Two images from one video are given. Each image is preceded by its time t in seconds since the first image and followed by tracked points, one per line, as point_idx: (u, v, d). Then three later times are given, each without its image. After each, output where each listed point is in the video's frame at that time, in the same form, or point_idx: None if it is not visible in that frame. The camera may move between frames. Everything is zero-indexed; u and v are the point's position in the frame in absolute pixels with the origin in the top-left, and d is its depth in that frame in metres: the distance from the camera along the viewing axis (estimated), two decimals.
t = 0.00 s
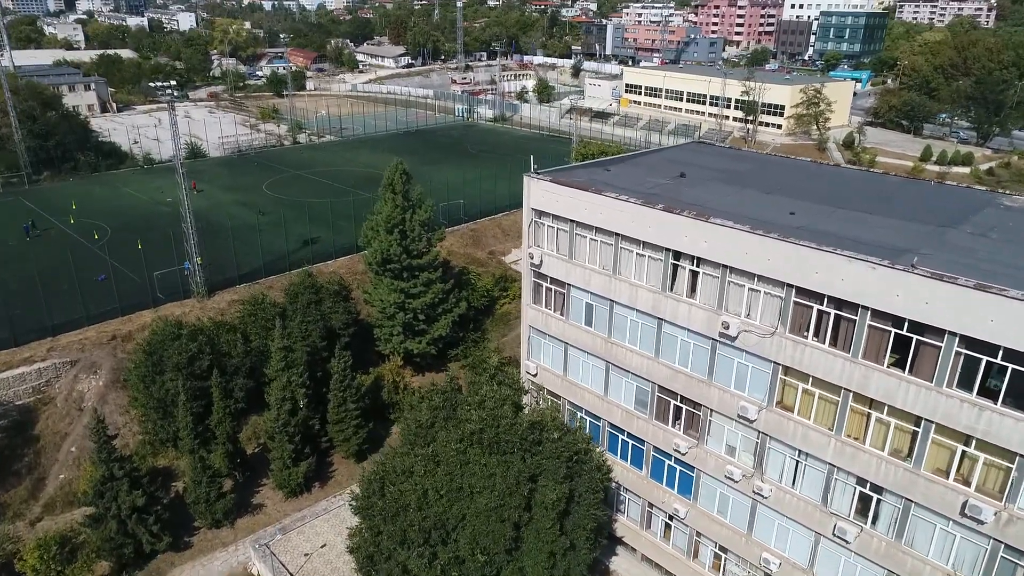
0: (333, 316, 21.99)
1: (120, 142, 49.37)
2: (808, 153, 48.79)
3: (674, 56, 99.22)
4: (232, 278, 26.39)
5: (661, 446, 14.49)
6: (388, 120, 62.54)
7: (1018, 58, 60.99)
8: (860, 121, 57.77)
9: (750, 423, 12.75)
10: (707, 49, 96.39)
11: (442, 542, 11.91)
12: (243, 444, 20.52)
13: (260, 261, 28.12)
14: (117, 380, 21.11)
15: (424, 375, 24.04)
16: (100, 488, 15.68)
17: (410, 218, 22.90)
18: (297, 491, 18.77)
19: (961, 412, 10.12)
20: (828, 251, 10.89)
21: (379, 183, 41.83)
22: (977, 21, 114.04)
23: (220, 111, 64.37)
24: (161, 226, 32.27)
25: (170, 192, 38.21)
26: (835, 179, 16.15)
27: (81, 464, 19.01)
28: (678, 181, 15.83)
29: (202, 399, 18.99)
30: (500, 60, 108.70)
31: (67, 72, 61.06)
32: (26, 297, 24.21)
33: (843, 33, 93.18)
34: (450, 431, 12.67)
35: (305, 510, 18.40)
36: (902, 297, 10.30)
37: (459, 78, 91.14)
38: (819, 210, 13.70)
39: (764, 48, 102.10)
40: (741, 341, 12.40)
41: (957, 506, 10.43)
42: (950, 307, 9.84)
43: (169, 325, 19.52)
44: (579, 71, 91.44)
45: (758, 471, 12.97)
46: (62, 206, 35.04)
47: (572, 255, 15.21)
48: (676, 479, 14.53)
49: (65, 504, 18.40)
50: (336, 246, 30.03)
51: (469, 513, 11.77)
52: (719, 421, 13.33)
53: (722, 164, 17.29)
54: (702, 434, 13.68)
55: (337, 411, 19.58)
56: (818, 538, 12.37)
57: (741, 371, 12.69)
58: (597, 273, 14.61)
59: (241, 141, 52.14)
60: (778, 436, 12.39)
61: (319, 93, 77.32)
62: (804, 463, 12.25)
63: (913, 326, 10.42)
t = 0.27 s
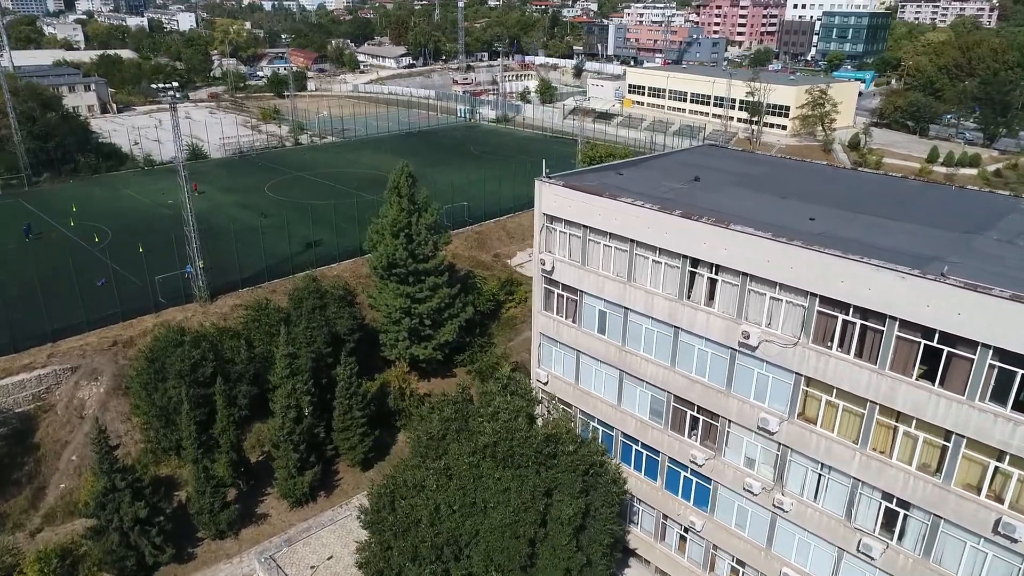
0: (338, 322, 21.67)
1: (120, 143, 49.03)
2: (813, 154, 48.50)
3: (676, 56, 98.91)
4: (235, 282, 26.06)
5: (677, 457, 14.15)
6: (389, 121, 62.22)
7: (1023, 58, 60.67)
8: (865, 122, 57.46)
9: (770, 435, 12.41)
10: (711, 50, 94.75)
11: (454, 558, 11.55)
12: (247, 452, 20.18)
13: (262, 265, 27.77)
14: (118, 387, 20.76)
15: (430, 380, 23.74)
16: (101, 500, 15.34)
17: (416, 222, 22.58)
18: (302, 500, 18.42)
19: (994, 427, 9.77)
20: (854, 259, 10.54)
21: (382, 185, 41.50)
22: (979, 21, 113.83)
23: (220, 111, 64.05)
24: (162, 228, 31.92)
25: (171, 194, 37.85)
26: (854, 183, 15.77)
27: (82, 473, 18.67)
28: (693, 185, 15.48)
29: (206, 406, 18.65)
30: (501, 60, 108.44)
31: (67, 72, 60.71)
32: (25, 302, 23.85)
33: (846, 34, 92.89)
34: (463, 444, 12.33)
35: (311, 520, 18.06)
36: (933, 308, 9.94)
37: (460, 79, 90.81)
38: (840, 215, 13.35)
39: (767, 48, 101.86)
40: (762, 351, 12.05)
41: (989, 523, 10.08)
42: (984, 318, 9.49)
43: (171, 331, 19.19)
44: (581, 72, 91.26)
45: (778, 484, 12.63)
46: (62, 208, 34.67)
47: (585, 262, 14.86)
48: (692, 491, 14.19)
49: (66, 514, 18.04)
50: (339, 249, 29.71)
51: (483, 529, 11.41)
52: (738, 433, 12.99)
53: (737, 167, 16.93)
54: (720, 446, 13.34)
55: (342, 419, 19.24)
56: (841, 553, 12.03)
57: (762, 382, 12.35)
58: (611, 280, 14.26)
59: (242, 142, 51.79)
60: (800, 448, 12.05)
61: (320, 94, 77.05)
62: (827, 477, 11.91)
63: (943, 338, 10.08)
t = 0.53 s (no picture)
0: (343, 327, 21.35)
1: (120, 144, 48.67)
2: (819, 155, 48.21)
3: (678, 57, 98.68)
4: (238, 286, 25.74)
5: (694, 468, 13.80)
6: (391, 122, 61.95)
7: None
8: (870, 122, 57.20)
9: (793, 447, 12.04)
10: (713, 49, 94.42)
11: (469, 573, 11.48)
12: (251, 460, 19.83)
13: (265, 268, 27.44)
14: (120, 394, 20.41)
15: (436, 385, 23.44)
16: (104, 512, 15.02)
17: (421, 226, 22.26)
18: (307, 510, 18.05)
19: None
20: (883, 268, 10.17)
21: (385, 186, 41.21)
22: (982, 21, 113.53)
23: (221, 112, 63.73)
24: (164, 231, 31.59)
25: (172, 196, 37.51)
26: (874, 186, 15.41)
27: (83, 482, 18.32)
28: (708, 189, 15.13)
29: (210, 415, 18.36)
30: (502, 60, 108.19)
31: (67, 73, 60.36)
32: (25, 307, 23.52)
33: (849, 34, 92.63)
34: (476, 458, 11.94)
35: (317, 530, 17.71)
36: (966, 318, 9.58)
37: (462, 79, 90.49)
38: (862, 220, 13.00)
39: (769, 48, 101.62)
40: (784, 361, 11.70)
41: None
42: (1021, 330, 9.13)
43: (174, 337, 18.85)
44: (583, 72, 91.06)
45: (800, 497, 12.28)
46: (62, 211, 34.34)
47: (599, 268, 14.50)
48: (709, 503, 13.84)
49: (66, 525, 17.68)
50: (342, 252, 29.38)
51: (497, 545, 11.23)
52: (757, 444, 12.64)
53: (753, 171, 16.58)
54: (739, 457, 12.99)
55: (348, 426, 18.91)
56: (866, 569, 11.68)
57: (783, 392, 12.01)
58: (626, 287, 13.91)
59: (243, 143, 51.46)
60: (823, 461, 11.69)
61: (321, 94, 76.76)
62: (851, 491, 11.55)
63: (977, 350, 9.72)
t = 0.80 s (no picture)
0: (349, 333, 21.05)
1: (121, 146, 48.31)
2: (824, 156, 47.94)
3: (681, 57, 98.40)
4: (240, 290, 25.46)
5: (711, 480, 13.47)
6: (393, 122, 61.67)
7: None
8: (875, 123, 56.93)
9: (815, 460, 11.70)
10: (715, 50, 94.22)
11: None
12: (256, 468, 19.49)
13: (268, 271, 27.11)
14: (121, 401, 20.06)
15: (442, 391, 23.28)
16: (106, 523, 14.71)
17: (428, 229, 21.95)
18: (313, 520, 17.70)
19: None
20: (913, 277, 9.82)
21: (387, 188, 40.94)
22: (984, 20, 113.22)
23: (222, 113, 63.40)
24: (165, 234, 31.24)
25: (173, 198, 37.17)
26: (894, 190, 15.05)
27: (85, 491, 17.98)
28: (725, 193, 14.77)
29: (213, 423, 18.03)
30: (504, 61, 107.90)
31: (67, 74, 60.00)
32: (25, 312, 23.17)
33: (851, 34, 92.44)
34: (490, 471, 11.58)
35: (323, 541, 17.36)
36: (1000, 329, 9.23)
37: (463, 80, 90.15)
38: (885, 226, 12.65)
39: (771, 48, 101.42)
40: (807, 371, 11.35)
41: None
42: None
43: (177, 343, 18.48)
44: (585, 73, 90.88)
45: (823, 511, 11.94)
46: (62, 213, 33.96)
47: (613, 274, 14.16)
48: (727, 515, 13.51)
49: (67, 535, 17.35)
50: (346, 255, 29.06)
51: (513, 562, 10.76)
52: (778, 456, 12.31)
53: (768, 174, 16.22)
54: (759, 469, 12.66)
55: (354, 434, 18.59)
56: None
57: (805, 404, 11.67)
58: (642, 294, 13.57)
59: (245, 145, 51.13)
60: (848, 475, 11.34)
61: (322, 95, 76.45)
62: (877, 505, 11.22)
63: (1012, 362, 9.38)
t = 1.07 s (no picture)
0: (355, 338, 20.77)
1: (122, 147, 47.99)
2: (830, 157, 47.70)
3: (683, 57, 98.15)
4: (244, 293, 25.19)
5: (729, 491, 13.15)
6: (395, 123, 61.40)
7: None
8: (880, 124, 56.67)
9: (839, 472, 11.38)
10: (717, 50, 94.06)
11: None
12: (260, 476, 19.17)
13: (272, 274, 26.82)
14: (123, 408, 19.72)
15: (449, 396, 23.11)
16: (109, 535, 14.39)
17: (435, 232, 21.67)
18: (320, 529, 17.36)
19: None
20: (943, 286, 9.49)
21: (391, 189, 40.69)
22: (987, 20, 113.04)
23: (222, 113, 63.11)
24: (167, 236, 30.93)
25: (175, 199, 36.84)
26: (914, 193, 14.70)
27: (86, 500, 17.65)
28: (741, 198, 14.44)
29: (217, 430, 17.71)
30: (505, 61, 107.67)
31: (67, 74, 59.67)
32: (25, 316, 22.84)
33: (854, 34, 92.29)
34: (505, 484, 11.24)
35: (330, 552, 17.03)
36: None
37: (464, 80, 89.85)
38: (908, 231, 12.33)
39: (774, 49, 101.26)
40: (832, 382, 11.02)
41: None
42: None
43: (180, 349, 18.15)
44: (587, 73, 90.71)
45: (846, 524, 11.61)
46: (62, 215, 33.61)
47: (628, 280, 13.85)
48: (745, 528, 13.18)
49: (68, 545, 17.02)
50: (350, 258, 28.81)
51: None
52: (799, 467, 12.00)
53: (785, 178, 15.89)
54: (779, 481, 12.35)
55: (361, 442, 18.29)
56: None
57: (828, 415, 11.34)
58: (658, 301, 13.25)
59: (246, 145, 50.79)
60: (874, 488, 11.01)
61: (323, 95, 76.19)
62: (902, 519, 10.89)
63: None
